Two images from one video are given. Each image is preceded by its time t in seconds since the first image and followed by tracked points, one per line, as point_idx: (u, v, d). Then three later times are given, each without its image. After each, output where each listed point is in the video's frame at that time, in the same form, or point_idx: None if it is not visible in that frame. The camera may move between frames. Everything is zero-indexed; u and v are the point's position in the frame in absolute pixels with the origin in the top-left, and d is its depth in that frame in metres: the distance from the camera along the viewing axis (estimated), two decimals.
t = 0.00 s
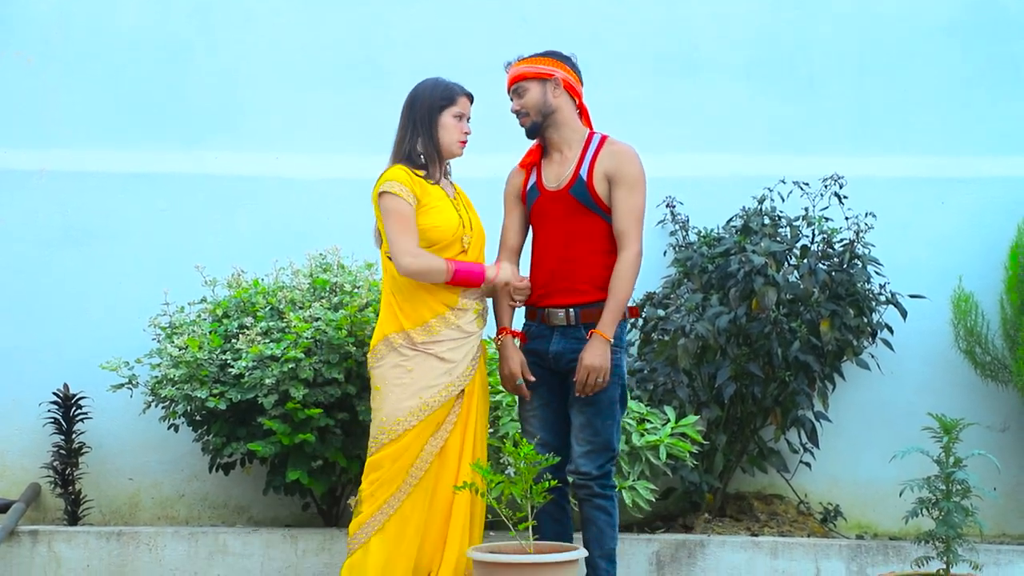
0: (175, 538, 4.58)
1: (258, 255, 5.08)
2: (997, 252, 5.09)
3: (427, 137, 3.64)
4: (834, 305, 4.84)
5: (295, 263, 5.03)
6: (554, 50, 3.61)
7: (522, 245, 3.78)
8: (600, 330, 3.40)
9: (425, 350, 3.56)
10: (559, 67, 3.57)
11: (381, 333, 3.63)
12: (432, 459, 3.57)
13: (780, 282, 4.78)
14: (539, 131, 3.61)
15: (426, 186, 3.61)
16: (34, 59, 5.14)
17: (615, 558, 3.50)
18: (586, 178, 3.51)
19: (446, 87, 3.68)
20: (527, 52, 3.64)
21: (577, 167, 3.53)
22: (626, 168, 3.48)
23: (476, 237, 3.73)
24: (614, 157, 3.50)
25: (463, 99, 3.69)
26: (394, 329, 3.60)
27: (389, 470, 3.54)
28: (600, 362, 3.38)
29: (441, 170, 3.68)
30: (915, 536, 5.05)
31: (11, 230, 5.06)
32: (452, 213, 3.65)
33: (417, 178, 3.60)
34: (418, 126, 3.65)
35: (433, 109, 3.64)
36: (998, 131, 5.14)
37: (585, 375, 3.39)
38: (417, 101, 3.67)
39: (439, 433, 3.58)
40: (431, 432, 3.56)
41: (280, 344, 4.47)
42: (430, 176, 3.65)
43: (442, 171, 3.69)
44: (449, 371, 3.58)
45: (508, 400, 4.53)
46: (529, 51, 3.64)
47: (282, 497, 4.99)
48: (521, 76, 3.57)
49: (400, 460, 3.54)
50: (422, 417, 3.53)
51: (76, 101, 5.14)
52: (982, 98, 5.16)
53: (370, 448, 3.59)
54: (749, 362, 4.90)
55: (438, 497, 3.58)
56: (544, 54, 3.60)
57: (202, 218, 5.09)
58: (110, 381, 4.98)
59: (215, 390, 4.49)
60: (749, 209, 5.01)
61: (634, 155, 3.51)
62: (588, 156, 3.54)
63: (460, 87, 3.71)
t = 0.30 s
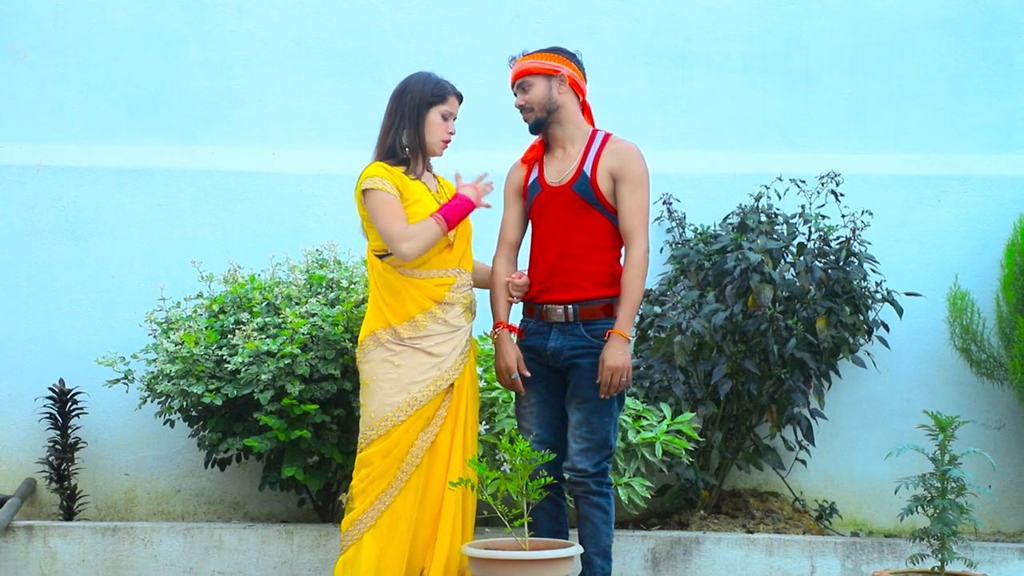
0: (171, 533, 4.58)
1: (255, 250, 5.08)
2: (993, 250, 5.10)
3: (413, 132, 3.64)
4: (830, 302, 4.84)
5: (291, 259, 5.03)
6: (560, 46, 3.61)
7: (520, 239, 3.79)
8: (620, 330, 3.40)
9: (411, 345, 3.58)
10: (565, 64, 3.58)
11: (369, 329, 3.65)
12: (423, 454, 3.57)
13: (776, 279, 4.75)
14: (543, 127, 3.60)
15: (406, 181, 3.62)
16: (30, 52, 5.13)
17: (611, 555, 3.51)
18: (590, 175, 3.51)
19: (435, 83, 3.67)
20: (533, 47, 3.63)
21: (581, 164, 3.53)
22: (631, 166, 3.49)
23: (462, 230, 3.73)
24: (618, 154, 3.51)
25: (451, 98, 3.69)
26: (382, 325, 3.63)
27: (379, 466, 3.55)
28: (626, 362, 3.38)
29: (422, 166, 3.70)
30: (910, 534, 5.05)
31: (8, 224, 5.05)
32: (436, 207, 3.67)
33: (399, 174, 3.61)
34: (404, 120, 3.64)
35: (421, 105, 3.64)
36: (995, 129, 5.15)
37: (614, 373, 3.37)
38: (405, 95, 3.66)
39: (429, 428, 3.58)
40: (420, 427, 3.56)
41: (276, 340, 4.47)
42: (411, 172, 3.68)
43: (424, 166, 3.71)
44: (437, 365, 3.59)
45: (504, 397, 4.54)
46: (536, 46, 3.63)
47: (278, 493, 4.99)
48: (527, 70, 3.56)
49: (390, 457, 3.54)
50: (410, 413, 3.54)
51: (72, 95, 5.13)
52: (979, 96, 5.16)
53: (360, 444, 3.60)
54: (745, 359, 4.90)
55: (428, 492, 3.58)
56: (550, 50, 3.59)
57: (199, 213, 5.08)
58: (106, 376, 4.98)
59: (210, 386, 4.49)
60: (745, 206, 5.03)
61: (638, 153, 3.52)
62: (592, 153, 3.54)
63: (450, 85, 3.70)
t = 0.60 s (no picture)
0: (169, 531, 4.58)
1: (253, 248, 5.07)
2: (991, 246, 5.10)
3: (396, 129, 3.64)
4: (828, 299, 4.84)
5: (289, 256, 5.02)
6: (562, 43, 3.62)
7: (518, 236, 3.79)
8: (619, 327, 3.39)
9: (404, 342, 3.58)
10: (568, 61, 3.58)
11: (359, 327, 3.64)
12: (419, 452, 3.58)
13: (775, 276, 4.76)
14: (543, 123, 3.60)
15: (387, 180, 3.61)
16: (27, 50, 5.12)
17: (610, 552, 3.51)
18: (591, 172, 3.51)
19: (423, 83, 3.68)
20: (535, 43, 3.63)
21: (582, 161, 3.53)
22: (632, 163, 3.49)
23: (445, 225, 3.74)
24: (619, 152, 3.51)
25: (437, 99, 3.70)
26: (372, 323, 3.61)
27: (375, 465, 3.54)
28: (625, 360, 3.38)
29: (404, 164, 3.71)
30: (908, 530, 5.06)
31: (6, 222, 5.05)
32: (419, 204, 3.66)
33: (378, 172, 3.60)
34: (390, 116, 3.65)
35: (407, 103, 3.64)
36: (993, 125, 5.15)
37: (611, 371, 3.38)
38: (392, 91, 3.66)
39: (425, 425, 3.59)
40: (416, 425, 3.57)
41: (275, 337, 4.46)
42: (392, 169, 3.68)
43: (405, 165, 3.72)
44: (432, 362, 3.61)
45: (503, 394, 4.50)
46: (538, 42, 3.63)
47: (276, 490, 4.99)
48: (529, 66, 3.56)
49: (386, 455, 3.54)
50: (406, 411, 3.54)
51: (68, 93, 5.12)
52: (977, 92, 5.17)
53: (355, 444, 3.58)
54: (743, 356, 4.87)
55: (425, 489, 3.60)
56: (552, 46, 3.59)
57: (196, 210, 5.08)
58: (104, 374, 4.98)
59: (209, 383, 4.49)
60: (743, 203, 5.03)
61: (639, 151, 3.52)
62: (593, 150, 3.54)
63: (437, 86, 3.71)
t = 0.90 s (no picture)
0: (175, 537, 4.58)
1: (251, 252, 5.07)
2: (988, 230, 5.11)
3: (375, 126, 3.64)
4: (826, 286, 4.85)
5: (287, 259, 5.02)
6: (556, 37, 3.61)
7: (513, 232, 3.77)
8: (612, 321, 3.40)
9: (397, 343, 3.58)
10: (561, 55, 3.57)
11: (349, 330, 3.63)
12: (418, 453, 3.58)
13: (773, 266, 4.76)
14: (537, 117, 3.60)
15: (370, 182, 3.62)
16: (19, 60, 5.11)
17: (616, 546, 3.50)
18: (587, 167, 3.51)
19: (395, 78, 3.67)
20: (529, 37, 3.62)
21: (577, 155, 3.53)
22: (627, 157, 3.49)
23: (431, 226, 3.74)
24: (614, 145, 3.51)
25: (413, 91, 3.69)
26: (363, 325, 3.61)
27: (376, 467, 3.55)
28: (618, 353, 3.38)
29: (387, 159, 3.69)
30: (913, 515, 5.06)
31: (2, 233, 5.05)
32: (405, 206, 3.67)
33: (359, 172, 3.61)
34: (366, 114, 3.65)
35: (381, 98, 3.64)
36: (987, 109, 5.15)
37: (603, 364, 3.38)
38: (366, 90, 3.67)
39: (422, 425, 3.59)
40: (414, 425, 3.57)
41: (274, 341, 4.45)
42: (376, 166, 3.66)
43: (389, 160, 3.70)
44: (426, 361, 3.61)
45: (505, 391, 4.51)
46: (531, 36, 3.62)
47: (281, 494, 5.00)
48: (523, 60, 3.55)
49: (385, 458, 3.54)
50: (404, 412, 3.55)
51: (61, 102, 5.12)
52: (970, 76, 5.17)
53: (353, 447, 3.59)
54: (743, 346, 4.89)
55: (425, 489, 3.59)
56: (545, 41, 3.59)
57: (193, 215, 5.08)
58: (105, 382, 4.97)
59: (210, 389, 4.48)
60: (739, 194, 5.02)
61: (634, 144, 3.52)
62: (588, 144, 3.54)
63: (410, 79, 3.70)
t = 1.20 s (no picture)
0: (184, 543, 4.58)
1: (252, 257, 5.07)
2: (988, 214, 5.11)
3: (369, 136, 3.65)
4: (828, 276, 4.85)
5: (288, 263, 5.02)
6: (553, 33, 3.61)
7: (511, 230, 3.77)
8: (615, 317, 3.39)
9: (395, 344, 3.57)
10: (558, 51, 3.58)
11: (347, 332, 3.63)
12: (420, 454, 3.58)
13: (774, 256, 4.77)
14: (534, 114, 3.59)
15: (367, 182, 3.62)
16: (16, 71, 5.11)
17: (624, 541, 3.51)
18: (585, 162, 3.51)
19: (389, 85, 3.64)
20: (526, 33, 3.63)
21: (575, 151, 3.53)
22: (626, 152, 3.49)
23: (426, 226, 3.75)
24: (611, 140, 3.51)
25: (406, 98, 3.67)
26: (361, 326, 3.61)
27: (379, 469, 3.55)
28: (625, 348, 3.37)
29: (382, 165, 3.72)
30: (921, 503, 5.06)
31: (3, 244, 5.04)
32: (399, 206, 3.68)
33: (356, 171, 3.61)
34: (361, 123, 3.64)
35: (375, 109, 3.63)
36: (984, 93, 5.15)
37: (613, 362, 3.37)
38: (361, 98, 3.65)
39: (424, 425, 3.59)
40: (415, 426, 3.57)
41: (278, 345, 4.45)
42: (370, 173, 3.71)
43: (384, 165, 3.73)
44: (425, 361, 3.61)
45: (509, 389, 4.51)
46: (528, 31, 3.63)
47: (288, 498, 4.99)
48: (520, 56, 3.55)
49: (388, 459, 3.54)
50: (404, 413, 3.54)
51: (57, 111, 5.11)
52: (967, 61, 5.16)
53: (354, 450, 3.58)
54: (747, 337, 4.88)
55: (429, 489, 3.59)
56: (542, 37, 3.59)
57: (193, 221, 5.07)
58: (110, 391, 4.97)
59: (215, 395, 4.49)
60: (738, 185, 5.02)
61: (631, 139, 3.52)
62: (585, 140, 3.54)
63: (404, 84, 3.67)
